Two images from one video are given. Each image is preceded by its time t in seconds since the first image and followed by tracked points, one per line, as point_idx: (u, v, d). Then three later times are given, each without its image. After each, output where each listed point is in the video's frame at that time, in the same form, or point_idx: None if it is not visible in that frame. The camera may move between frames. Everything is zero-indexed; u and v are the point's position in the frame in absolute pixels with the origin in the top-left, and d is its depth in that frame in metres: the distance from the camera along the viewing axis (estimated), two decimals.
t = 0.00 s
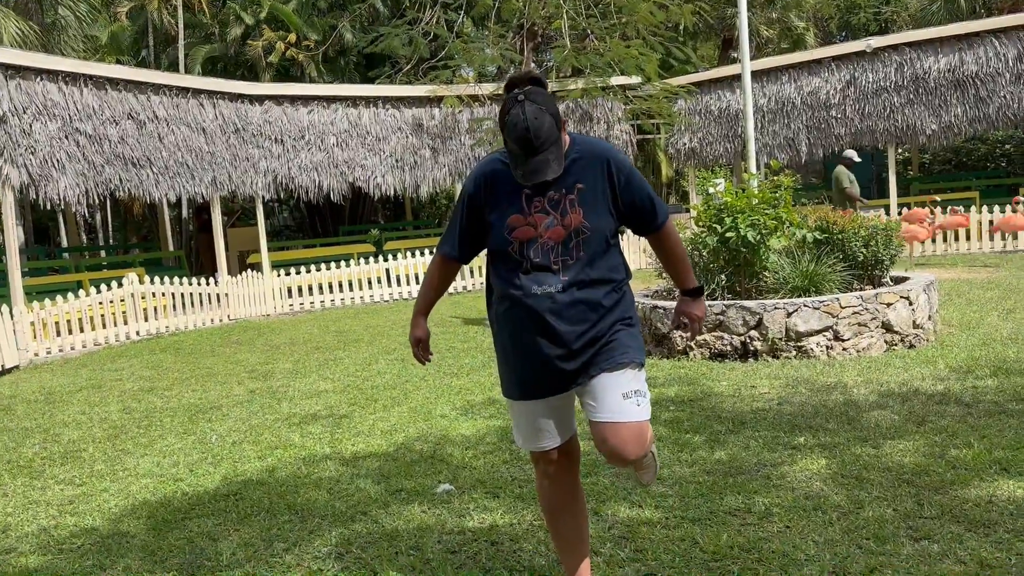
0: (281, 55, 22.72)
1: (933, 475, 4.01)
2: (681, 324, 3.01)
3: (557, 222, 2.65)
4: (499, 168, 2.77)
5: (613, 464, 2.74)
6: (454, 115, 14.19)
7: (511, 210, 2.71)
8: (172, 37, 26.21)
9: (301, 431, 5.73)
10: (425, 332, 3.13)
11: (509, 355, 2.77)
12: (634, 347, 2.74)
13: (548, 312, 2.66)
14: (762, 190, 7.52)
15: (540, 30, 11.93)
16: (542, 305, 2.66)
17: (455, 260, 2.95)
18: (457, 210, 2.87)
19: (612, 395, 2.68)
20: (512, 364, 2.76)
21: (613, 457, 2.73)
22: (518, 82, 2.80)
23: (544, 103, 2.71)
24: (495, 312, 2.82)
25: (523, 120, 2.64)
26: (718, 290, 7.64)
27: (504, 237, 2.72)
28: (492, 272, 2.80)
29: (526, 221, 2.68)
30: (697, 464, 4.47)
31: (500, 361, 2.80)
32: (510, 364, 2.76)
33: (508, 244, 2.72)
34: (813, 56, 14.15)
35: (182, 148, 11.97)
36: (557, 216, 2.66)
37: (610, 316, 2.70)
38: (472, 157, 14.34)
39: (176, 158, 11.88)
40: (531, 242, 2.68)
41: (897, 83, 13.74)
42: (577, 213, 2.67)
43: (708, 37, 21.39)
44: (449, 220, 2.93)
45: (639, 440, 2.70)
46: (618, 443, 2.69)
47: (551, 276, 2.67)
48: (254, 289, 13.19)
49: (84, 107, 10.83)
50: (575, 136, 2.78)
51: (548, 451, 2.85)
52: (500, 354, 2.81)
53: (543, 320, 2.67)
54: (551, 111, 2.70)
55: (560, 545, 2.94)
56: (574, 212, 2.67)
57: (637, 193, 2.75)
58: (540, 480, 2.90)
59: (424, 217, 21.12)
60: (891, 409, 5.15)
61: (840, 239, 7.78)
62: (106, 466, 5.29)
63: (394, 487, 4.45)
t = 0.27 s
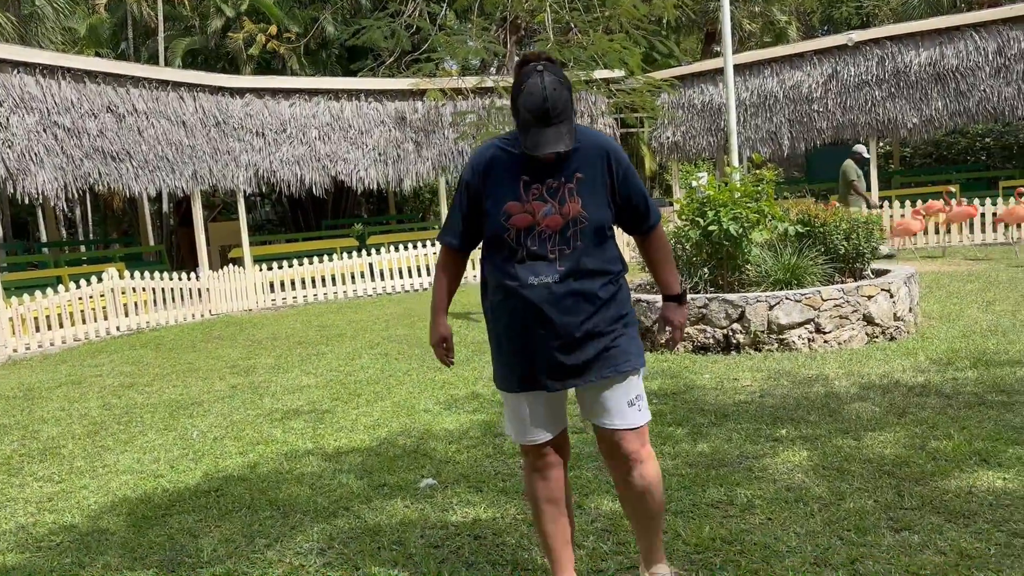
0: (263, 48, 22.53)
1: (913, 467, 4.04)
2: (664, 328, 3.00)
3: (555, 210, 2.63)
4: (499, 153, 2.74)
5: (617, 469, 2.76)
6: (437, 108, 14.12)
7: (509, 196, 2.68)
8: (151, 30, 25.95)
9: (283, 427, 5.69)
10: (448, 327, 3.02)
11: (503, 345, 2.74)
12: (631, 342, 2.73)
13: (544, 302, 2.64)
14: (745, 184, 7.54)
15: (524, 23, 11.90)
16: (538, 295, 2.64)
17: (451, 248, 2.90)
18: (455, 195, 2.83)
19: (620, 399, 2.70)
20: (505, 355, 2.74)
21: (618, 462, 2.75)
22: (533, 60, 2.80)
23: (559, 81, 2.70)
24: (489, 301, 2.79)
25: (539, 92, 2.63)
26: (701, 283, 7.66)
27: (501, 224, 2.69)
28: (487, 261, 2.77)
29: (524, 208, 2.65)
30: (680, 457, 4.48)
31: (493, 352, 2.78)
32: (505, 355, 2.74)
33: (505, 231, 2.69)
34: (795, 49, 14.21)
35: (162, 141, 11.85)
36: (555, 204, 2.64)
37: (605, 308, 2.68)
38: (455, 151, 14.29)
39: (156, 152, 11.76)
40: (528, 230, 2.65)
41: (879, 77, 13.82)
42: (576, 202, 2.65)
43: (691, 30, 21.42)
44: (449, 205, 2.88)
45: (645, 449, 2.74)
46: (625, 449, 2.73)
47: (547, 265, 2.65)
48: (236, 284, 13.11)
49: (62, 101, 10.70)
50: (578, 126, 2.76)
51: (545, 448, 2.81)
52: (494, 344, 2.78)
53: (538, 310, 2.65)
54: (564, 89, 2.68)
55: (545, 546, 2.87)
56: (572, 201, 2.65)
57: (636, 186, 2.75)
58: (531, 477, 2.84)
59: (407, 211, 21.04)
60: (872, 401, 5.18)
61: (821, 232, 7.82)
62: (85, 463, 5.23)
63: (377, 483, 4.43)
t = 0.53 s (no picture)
0: (223, 39, 22.21)
1: (867, 459, 4.13)
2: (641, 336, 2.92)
3: (553, 202, 2.62)
4: (500, 139, 2.69)
5: (586, 468, 2.80)
6: (401, 102, 14.03)
7: (507, 182, 2.63)
8: (108, 18, 25.42)
9: (243, 423, 5.64)
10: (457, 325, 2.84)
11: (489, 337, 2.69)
12: (615, 339, 2.76)
13: (537, 294, 2.63)
14: (705, 181, 7.63)
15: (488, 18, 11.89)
16: (530, 286, 2.63)
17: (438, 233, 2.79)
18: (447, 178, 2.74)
19: (598, 399, 2.74)
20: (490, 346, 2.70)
21: (587, 460, 2.80)
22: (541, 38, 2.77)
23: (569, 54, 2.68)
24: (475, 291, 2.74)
25: (554, 62, 2.59)
26: (662, 279, 7.75)
27: (497, 211, 2.64)
28: (478, 249, 2.72)
29: (521, 197, 2.61)
30: (640, 451, 4.53)
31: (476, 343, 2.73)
32: (492, 347, 2.69)
33: (500, 219, 2.64)
34: (755, 49, 14.36)
35: (120, 133, 11.63)
36: (552, 196, 2.62)
37: (593, 304, 2.69)
38: (419, 145, 14.24)
39: (113, 143, 11.55)
40: (525, 219, 2.61)
41: (836, 77, 14.05)
42: (573, 196, 2.65)
43: (655, 28, 21.57)
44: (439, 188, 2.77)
45: (612, 447, 2.81)
46: (594, 447, 2.78)
47: (540, 257, 2.63)
48: (195, 278, 12.96)
49: (16, 91, 10.48)
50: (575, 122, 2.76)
51: (522, 446, 2.79)
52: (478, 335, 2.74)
53: (530, 302, 2.64)
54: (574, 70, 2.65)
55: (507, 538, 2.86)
56: (569, 194, 2.64)
57: (627, 186, 2.78)
58: (505, 474, 2.81)
59: (370, 205, 20.90)
60: (827, 395, 5.29)
61: (779, 229, 7.95)
62: (39, 461, 5.13)
63: (338, 479, 4.42)
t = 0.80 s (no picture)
0: (154, 24, 21.56)
1: (791, 456, 4.26)
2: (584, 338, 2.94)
3: (508, 198, 2.62)
4: (458, 131, 2.66)
5: (525, 465, 2.81)
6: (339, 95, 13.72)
7: (463, 175, 2.61)
8: None
9: (169, 421, 5.49)
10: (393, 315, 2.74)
11: (436, 330, 2.67)
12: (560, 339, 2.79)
13: (487, 288, 2.63)
14: (641, 182, 7.74)
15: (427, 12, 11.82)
16: (481, 280, 2.62)
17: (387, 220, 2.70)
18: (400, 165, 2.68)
19: (541, 398, 2.75)
20: (437, 339, 2.67)
21: (526, 456, 2.81)
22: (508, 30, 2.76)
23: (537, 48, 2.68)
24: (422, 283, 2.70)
25: (524, 52, 2.57)
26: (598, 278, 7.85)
27: (451, 202, 2.61)
28: (427, 241, 2.68)
29: (477, 190, 2.60)
30: (573, 448, 4.57)
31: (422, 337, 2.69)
32: (439, 340, 2.66)
33: (453, 211, 2.61)
34: (691, 53, 14.61)
35: (43, 119, 11.24)
36: (508, 192, 2.63)
37: (542, 302, 2.71)
38: (357, 138, 14.05)
39: (36, 130, 11.19)
40: (479, 213, 2.60)
41: (768, 82, 14.39)
42: (528, 193, 2.66)
43: (594, 27, 21.75)
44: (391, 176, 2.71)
45: (551, 445, 2.82)
46: (534, 445, 2.79)
47: (492, 252, 2.63)
48: (121, 270, 12.57)
49: None
50: (531, 123, 2.78)
51: (463, 443, 2.76)
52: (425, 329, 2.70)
53: (480, 296, 2.63)
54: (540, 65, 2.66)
55: (439, 532, 2.84)
56: (524, 192, 2.66)
57: (578, 189, 2.83)
58: (444, 469, 2.78)
59: (306, 198, 20.57)
60: (754, 393, 5.43)
61: (711, 230, 8.12)
62: None
63: (267, 478, 4.34)
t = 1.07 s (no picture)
0: (65, 2, 20.59)
1: (707, 449, 4.36)
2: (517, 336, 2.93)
3: (443, 188, 2.59)
4: (391, 121, 2.63)
5: (452, 459, 2.79)
6: (260, 80, 13.44)
7: (396, 165, 2.57)
8: None
9: (75, 415, 5.26)
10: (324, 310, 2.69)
11: (365, 321, 2.62)
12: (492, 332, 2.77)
13: (419, 278, 2.59)
14: (567, 179, 7.80)
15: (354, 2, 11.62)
16: (413, 270, 2.58)
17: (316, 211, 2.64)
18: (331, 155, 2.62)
19: (470, 391, 2.72)
20: (366, 331, 2.61)
21: (454, 451, 2.78)
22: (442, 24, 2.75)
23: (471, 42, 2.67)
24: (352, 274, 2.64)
25: (457, 45, 2.55)
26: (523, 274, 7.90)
27: (384, 191, 2.56)
28: (359, 231, 2.63)
29: (411, 179, 2.56)
30: (497, 443, 4.57)
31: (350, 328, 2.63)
32: (370, 330, 2.61)
33: (385, 200, 2.57)
34: (617, 53, 14.82)
35: None
36: (442, 182, 2.59)
37: (474, 294, 2.69)
38: (279, 127, 13.76)
39: None
40: (412, 202, 2.56)
41: (691, 85, 14.71)
42: (462, 185, 2.64)
43: (522, 24, 21.80)
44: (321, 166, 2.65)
45: (480, 440, 2.81)
46: (462, 439, 2.77)
47: (425, 242, 2.59)
48: (25, 258, 11.98)
49: None
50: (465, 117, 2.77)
51: (391, 438, 2.71)
52: (354, 321, 2.65)
53: (411, 286, 2.59)
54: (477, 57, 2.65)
55: (361, 526, 2.79)
56: (458, 183, 2.63)
57: (512, 185, 2.82)
58: (370, 464, 2.73)
59: (225, 188, 20.01)
60: (673, 388, 5.54)
61: (634, 229, 8.24)
62: None
63: (180, 475, 4.20)
